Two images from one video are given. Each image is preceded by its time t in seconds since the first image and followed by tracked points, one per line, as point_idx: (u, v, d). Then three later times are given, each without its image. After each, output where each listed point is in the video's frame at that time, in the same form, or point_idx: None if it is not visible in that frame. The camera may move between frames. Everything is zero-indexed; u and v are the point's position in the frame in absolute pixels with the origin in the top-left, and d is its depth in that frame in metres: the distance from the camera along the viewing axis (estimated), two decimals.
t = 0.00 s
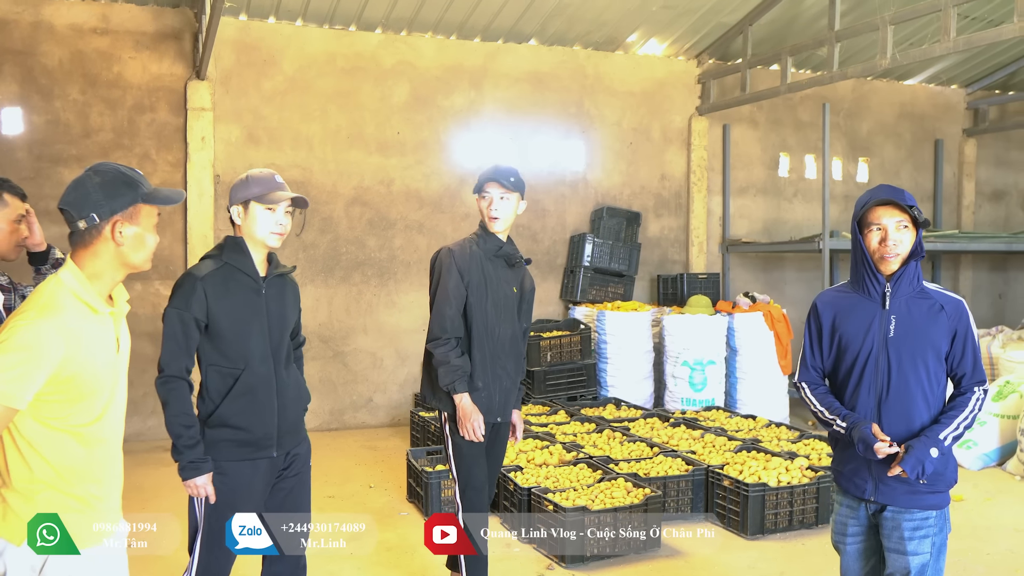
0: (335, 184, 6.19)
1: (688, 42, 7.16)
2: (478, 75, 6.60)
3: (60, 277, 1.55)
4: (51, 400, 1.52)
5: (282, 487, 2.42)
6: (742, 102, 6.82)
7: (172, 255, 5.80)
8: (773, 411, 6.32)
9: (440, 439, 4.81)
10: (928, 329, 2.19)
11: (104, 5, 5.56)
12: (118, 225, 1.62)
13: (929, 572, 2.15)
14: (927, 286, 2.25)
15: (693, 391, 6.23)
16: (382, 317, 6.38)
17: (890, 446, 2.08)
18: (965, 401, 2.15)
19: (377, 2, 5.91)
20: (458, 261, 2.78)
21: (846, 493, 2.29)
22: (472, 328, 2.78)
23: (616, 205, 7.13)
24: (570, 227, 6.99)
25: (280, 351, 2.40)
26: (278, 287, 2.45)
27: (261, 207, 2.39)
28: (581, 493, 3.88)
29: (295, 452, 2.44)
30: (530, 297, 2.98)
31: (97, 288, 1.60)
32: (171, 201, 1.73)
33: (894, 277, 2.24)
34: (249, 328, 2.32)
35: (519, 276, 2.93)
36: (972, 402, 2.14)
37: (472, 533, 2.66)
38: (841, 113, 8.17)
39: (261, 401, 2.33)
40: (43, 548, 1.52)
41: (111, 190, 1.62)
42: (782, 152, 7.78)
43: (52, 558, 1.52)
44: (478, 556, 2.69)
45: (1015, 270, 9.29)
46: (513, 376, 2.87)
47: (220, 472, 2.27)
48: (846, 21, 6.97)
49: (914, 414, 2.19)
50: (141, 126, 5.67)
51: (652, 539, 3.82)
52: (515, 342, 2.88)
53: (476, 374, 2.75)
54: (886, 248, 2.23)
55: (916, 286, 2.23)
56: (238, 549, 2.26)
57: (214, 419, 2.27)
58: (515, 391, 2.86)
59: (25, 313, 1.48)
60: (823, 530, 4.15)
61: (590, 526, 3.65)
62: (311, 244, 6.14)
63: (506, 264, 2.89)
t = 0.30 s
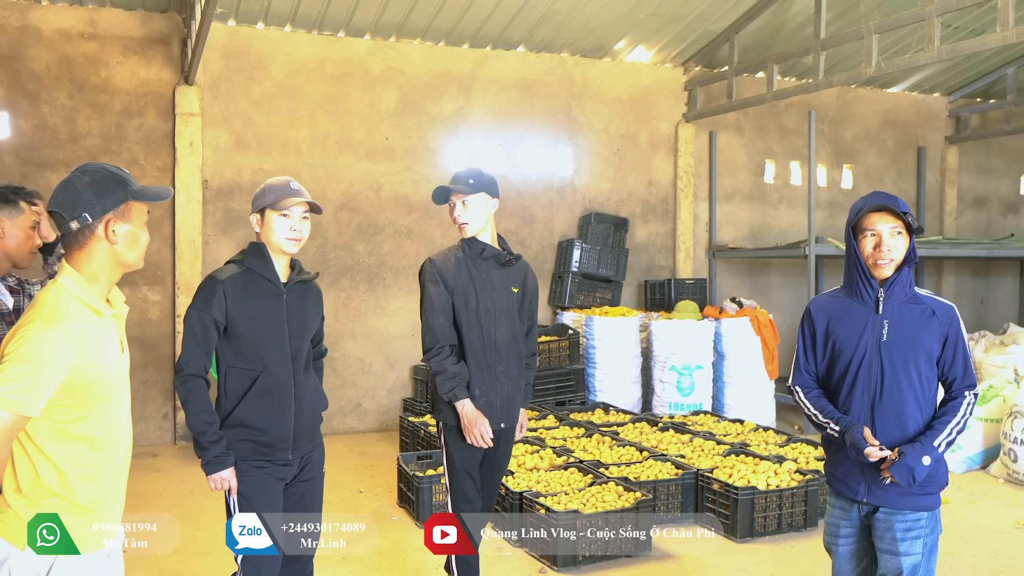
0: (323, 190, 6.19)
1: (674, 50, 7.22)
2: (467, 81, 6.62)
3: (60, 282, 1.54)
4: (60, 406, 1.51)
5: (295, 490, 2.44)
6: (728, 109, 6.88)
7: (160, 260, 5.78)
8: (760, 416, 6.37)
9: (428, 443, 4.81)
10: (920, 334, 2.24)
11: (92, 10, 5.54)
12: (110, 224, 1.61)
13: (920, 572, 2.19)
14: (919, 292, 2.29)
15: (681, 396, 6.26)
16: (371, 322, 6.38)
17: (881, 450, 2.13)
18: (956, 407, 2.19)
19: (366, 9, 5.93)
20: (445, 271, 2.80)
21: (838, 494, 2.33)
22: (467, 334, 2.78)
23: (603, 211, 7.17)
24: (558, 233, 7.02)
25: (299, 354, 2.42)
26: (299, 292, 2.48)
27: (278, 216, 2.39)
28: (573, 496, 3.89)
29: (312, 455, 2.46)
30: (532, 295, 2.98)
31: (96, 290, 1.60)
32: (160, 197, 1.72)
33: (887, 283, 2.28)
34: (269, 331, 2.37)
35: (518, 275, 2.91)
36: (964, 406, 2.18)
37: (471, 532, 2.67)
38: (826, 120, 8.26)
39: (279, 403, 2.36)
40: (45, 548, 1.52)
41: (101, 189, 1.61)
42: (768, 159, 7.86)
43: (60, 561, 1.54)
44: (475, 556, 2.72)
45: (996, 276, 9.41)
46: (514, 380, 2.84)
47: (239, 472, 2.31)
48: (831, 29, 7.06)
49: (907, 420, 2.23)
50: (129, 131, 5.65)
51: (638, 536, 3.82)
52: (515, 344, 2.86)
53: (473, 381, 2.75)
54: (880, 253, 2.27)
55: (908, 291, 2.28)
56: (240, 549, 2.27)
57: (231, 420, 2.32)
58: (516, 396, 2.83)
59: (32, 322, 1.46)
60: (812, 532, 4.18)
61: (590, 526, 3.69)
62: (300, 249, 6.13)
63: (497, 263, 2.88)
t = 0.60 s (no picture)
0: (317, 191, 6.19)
1: (666, 52, 7.26)
2: (460, 83, 6.64)
3: (67, 289, 1.54)
4: (71, 412, 1.51)
5: (306, 490, 2.44)
6: (720, 111, 6.92)
7: (153, 262, 5.76)
8: (752, 416, 6.40)
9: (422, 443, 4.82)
10: (914, 335, 2.26)
11: (85, 11, 5.52)
12: (119, 227, 1.60)
13: (916, 568, 2.21)
14: (915, 294, 2.32)
15: (673, 396, 6.28)
16: (364, 323, 6.38)
17: (872, 449, 2.17)
18: (948, 408, 2.22)
19: (360, 10, 5.94)
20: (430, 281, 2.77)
21: (834, 492, 2.35)
22: (450, 343, 2.72)
23: (596, 213, 7.19)
24: (551, 234, 7.04)
25: (314, 355, 2.44)
26: (315, 293, 2.50)
27: (288, 216, 2.43)
28: (569, 496, 3.91)
29: (326, 457, 2.46)
30: (534, 298, 2.84)
31: (104, 294, 1.60)
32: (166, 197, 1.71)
33: (882, 284, 2.31)
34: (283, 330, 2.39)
35: (510, 279, 2.81)
36: (957, 407, 2.21)
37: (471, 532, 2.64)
38: (816, 122, 8.32)
39: (293, 403, 2.37)
40: (44, 548, 1.51)
41: (109, 192, 1.60)
42: (759, 161, 7.92)
43: (74, 559, 1.53)
44: (473, 557, 2.70)
45: (984, 277, 9.50)
46: (496, 391, 2.69)
47: (251, 473, 2.32)
48: (821, 32, 7.12)
49: (903, 420, 2.25)
50: (122, 133, 5.64)
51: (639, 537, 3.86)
52: (502, 352, 2.74)
53: (456, 391, 2.68)
54: (875, 255, 2.31)
55: (904, 293, 2.30)
56: (240, 549, 2.27)
57: (246, 420, 2.34)
58: (498, 412, 2.67)
59: (42, 331, 1.46)
60: (806, 530, 4.21)
61: (591, 526, 3.72)
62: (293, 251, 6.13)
63: (481, 269, 2.78)
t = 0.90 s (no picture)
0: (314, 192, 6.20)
1: (662, 54, 7.29)
2: (457, 84, 6.65)
3: (79, 289, 1.55)
4: (82, 411, 1.52)
5: (309, 491, 2.44)
6: (715, 113, 6.95)
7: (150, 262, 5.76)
8: (747, 415, 6.43)
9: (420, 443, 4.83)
10: (909, 334, 2.28)
11: (82, 11, 5.52)
12: (130, 227, 1.62)
13: (910, 564, 2.23)
14: (910, 293, 2.34)
15: (669, 396, 6.31)
16: (361, 324, 6.39)
17: (860, 448, 2.21)
18: (941, 406, 2.24)
19: (357, 11, 5.95)
20: (425, 282, 2.81)
21: (831, 490, 2.38)
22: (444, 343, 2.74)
23: (592, 213, 7.22)
24: (548, 235, 7.06)
25: (319, 357, 2.45)
26: (323, 296, 2.51)
27: (294, 217, 2.42)
28: (567, 495, 3.94)
29: (329, 458, 2.47)
30: (528, 295, 2.79)
31: (115, 294, 1.61)
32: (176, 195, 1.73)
33: (877, 285, 2.33)
34: (288, 332, 2.41)
35: (503, 278, 2.78)
36: (950, 406, 2.23)
37: (472, 531, 2.65)
38: (811, 124, 8.36)
39: (297, 405, 2.38)
40: (43, 548, 1.52)
41: (119, 193, 1.61)
42: (753, 162, 7.96)
43: (85, 557, 1.54)
44: (475, 557, 2.69)
45: (977, 277, 9.56)
46: (490, 391, 2.70)
47: (254, 473, 2.34)
48: (816, 34, 7.17)
49: (896, 418, 2.27)
50: (119, 133, 5.64)
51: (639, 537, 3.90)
52: (497, 352, 2.74)
53: (450, 390, 2.70)
54: (870, 257, 2.32)
55: (898, 293, 2.33)
56: (240, 550, 2.29)
57: (250, 421, 2.36)
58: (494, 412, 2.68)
59: (53, 331, 1.47)
60: (802, 529, 4.24)
61: (591, 526, 3.75)
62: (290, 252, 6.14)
63: (475, 269, 2.76)
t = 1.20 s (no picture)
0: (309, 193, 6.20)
1: (656, 56, 7.32)
2: (452, 85, 6.67)
3: (85, 288, 1.56)
4: (89, 410, 1.53)
5: (310, 492, 2.45)
6: (709, 114, 6.98)
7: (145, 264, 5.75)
8: (741, 415, 6.46)
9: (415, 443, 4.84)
10: (900, 333, 2.30)
11: (77, 13, 5.51)
12: (135, 228, 1.62)
13: (904, 561, 2.25)
14: (902, 294, 2.36)
15: (664, 396, 6.33)
16: (356, 325, 6.39)
17: (849, 448, 2.24)
18: (932, 406, 2.27)
19: (352, 13, 5.95)
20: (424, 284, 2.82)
21: (824, 489, 2.39)
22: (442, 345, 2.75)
23: (586, 214, 7.24)
24: (542, 236, 7.08)
25: (319, 357, 2.45)
26: (324, 297, 2.52)
27: (296, 219, 2.43)
28: (564, 495, 3.96)
29: (330, 458, 2.48)
30: (526, 296, 2.80)
31: (119, 293, 1.62)
32: (182, 196, 1.74)
33: (869, 285, 2.35)
34: (290, 333, 2.42)
35: (502, 280, 2.79)
36: (940, 406, 2.26)
37: (471, 532, 2.66)
38: (804, 125, 8.40)
39: (298, 406, 2.39)
40: (44, 548, 1.53)
41: (124, 194, 1.62)
42: (747, 163, 7.99)
43: (92, 556, 1.54)
44: (475, 556, 2.70)
45: (969, 278, 9.62)
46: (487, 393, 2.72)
47: (256, 473, 2.35)
48: (809, 36, 7.21)
49: (887, 416, 2.30)
50: (114, 134, 5.64)
51: (638, 537, 3.91)
52: (497, 355, 2.75)
53: (448, 391, 2.71)
54: (862, 257, 2.34)
55: (889, 293, 2.35)
56: (240, 550, 2.30)
57: (251, 421, 2.36)
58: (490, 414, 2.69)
59: (60, 330, 1.48)
60: (797, 528, 4.26)
61: (589, 526, 3.77)
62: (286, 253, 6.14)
63: (472, 271, 2.76)
